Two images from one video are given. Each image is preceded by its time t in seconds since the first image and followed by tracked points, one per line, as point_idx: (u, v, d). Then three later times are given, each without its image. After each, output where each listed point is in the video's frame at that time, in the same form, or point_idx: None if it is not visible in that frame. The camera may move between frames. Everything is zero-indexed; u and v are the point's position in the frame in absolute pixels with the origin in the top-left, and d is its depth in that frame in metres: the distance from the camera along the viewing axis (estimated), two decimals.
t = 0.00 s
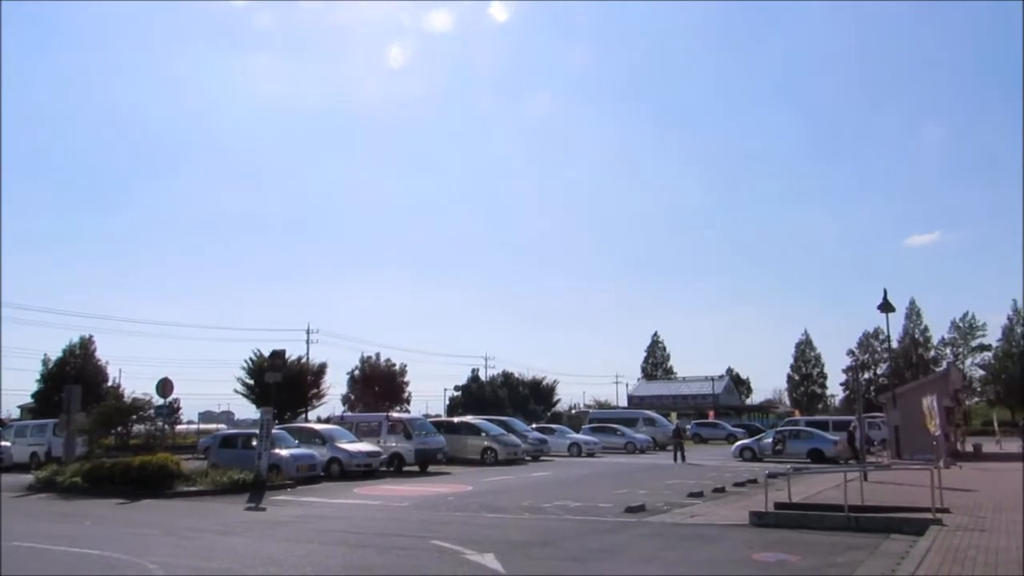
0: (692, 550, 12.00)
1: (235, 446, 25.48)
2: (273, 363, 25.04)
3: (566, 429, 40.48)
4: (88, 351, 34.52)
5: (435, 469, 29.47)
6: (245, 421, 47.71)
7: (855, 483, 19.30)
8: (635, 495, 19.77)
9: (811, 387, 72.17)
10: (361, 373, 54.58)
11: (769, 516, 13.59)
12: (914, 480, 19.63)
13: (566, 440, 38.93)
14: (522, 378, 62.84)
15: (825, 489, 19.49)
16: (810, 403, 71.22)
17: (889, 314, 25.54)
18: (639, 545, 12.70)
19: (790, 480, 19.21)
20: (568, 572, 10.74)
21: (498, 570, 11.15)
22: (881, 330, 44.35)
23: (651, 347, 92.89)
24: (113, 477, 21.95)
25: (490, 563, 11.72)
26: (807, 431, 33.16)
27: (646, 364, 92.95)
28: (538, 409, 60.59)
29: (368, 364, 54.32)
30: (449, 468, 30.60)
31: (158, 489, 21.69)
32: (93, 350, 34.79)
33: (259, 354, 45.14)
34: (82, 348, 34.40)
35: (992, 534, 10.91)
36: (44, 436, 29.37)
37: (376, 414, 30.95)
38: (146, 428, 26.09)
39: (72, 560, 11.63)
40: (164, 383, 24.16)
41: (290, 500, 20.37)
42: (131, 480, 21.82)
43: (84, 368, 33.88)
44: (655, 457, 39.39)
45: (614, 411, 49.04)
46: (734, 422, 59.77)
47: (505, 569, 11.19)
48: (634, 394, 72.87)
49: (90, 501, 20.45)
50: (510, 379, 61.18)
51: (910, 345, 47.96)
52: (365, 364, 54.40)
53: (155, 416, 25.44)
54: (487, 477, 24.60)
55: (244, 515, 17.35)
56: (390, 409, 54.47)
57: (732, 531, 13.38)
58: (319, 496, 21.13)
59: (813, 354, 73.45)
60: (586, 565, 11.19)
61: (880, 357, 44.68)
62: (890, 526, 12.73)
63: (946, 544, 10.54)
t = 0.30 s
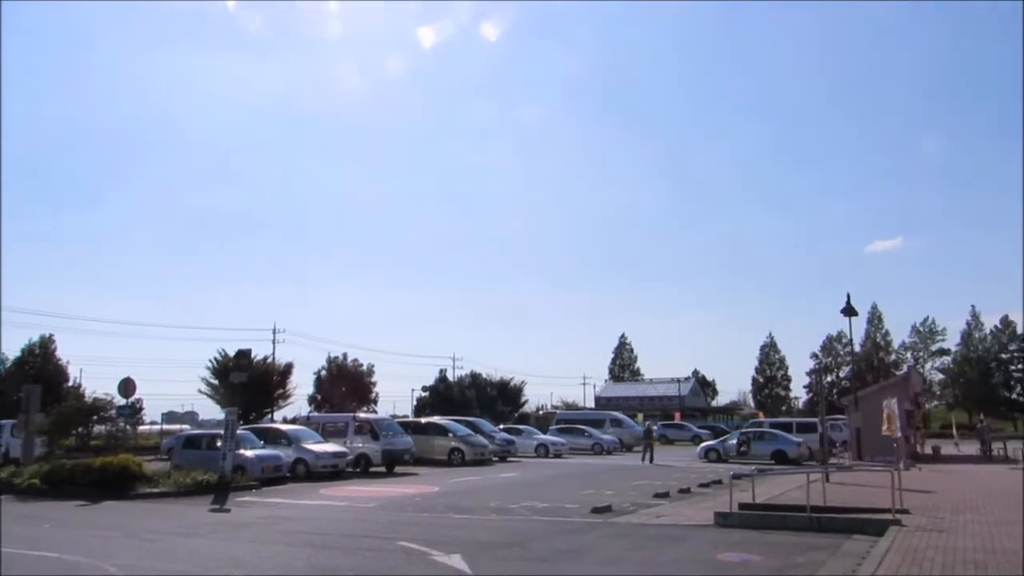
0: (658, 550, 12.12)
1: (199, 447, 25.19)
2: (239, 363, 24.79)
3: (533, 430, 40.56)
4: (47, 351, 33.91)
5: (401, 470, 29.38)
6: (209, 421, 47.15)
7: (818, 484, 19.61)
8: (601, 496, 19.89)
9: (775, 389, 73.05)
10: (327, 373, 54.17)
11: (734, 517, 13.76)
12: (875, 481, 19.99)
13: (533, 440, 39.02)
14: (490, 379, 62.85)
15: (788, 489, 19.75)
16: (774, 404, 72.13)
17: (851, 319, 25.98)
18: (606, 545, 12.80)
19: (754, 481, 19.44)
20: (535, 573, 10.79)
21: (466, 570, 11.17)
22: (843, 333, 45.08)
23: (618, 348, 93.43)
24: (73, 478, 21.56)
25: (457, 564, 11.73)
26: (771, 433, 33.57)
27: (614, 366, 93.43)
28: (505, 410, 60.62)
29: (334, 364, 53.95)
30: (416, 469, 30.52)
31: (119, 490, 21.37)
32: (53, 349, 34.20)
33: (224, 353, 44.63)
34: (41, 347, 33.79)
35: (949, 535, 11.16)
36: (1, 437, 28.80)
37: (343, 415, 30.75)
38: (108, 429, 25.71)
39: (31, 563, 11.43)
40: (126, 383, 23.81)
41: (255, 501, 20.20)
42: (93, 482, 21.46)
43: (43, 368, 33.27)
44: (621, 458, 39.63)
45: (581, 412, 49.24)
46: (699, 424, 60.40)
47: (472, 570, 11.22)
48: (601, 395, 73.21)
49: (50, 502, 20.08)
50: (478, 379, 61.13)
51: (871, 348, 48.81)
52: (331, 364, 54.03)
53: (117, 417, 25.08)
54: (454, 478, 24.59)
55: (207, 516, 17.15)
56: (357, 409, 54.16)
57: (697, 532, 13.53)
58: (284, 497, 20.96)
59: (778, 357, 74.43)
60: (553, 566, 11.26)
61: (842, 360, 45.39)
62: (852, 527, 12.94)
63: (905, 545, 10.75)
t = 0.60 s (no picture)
0: (623, 545, 12.20)
1: (161, 444, 24.85)
2: (202, 359, 24.51)
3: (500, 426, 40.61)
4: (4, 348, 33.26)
5: (367, 467, 29.26)
6: (171, 417, 46.49)
7: (780, 479, 19.90)
8: (567, 491, 20.00)
9: (739, 386, 73.89)
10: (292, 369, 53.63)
11: (698, 512, 13.92)
12: (835, 477, 20.36)
13: (499, 437, 39.08)
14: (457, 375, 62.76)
15: (751, 485, 20.03)
16: (738, 401, 73.06)
17: (814, 317, 26.37)
18: (572, 541, 12.87)
19: (718, 477, 19.67)
20: (501, 569, 10.79)
21: (432, 566, 11.16)
22: (805, 331, 45.79)
23: (585, 345, 93.84)
24: (31, 477, 21.10)
25: (423, 560, 11.71)
26: (735, 429, 33.97)
27: (580, 362, 93.84)
28: (472, 407, 60.60)
29: (300, 360, 53.50)
30: (382, 466, 30.40)
31: (78, 489, 20.96)
32: (10, 346, 33.52)
33: (187, 349, 44.01)
34: None
35: (906, 529, 11.39)
36: None
37: (308, 411, 30.52)
38: (66, 426, 25.28)
39: None
40: (85, 379, 23.42)
41: (218, 498, 19.97)
42: (51, 480, 21.00)
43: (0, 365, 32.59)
44: (587, 454, 39.84)
45: (548, 409, 49.42)
46: (664, 420, 60.94)
47: (438, 566, 11.22)
48: (567, 391, 73.47)
49: (7, 501, 19.68)
50: (445, 376, 61.00)
51: (833, 346, 49.61)
52: (297, 360, 53.57)
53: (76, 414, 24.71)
54: (419, 475, 24.55)
55: (169, 514, 16.93)
56: (322, 406, 53.76)
57: (662, 527, 13.66)
58: (248, 494, 20.77)
59: (742, 354, 75.31)
60: (519, 561, 11.30)
61: (805, 358, 46.05)
62: (812, 521, 13.16)
63: (864, 539, 10.95)
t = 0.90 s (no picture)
0: (587, 538, 12.27)
1: (120, 438, 24.42)
2: (162, 352, 24.13)
3: (465, 420, 40.57)
4: None
5: (331, 461, 29.05)
6: (130, 412, 45.74)
7: (741, 472, 20.12)
8: (531, 485, 20.05)
9: (703, 380, 74.66)
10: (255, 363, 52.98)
11: (661, 505, 14.03)
12: (796, 470, 20.61)
13: (464, 431, 39.03)
14: (422, 370, 62.54)
15: (713, 478, 20.24)
16: (700, 395, 73.84)
17: (777, 312, 26.69)
18: (536, 534, 12.90)
19: (681, 471, 19.86)
20: (465, 563, 10.79)
21: (396, 561, 11.13)
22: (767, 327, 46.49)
23: (550, 339, 94.08)
24: None
25: (386, 554, 11.67)
26: (698, 423, 34.29)
27: (545, 356, 94.03)
28: (437, 401, 60.45)
29: (263, 353, 52.93)
30: (346, 460, 30.20)
31: (34, 484, 20.49)
32: None
33: (147, 342, 43.30)
34: None
35: (865, 520, 11.57)
36: None
37: (270, 405, 30.19)
38: (22, 420, 24.75)
39: None
40: (41, 372, 22.95)
41: (179, 493, 19.69)
42: (5, 475, 20.48)
43: None
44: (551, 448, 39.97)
45: (513, 403, 49.46)
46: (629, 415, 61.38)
47: (402, 560, 11.19)
48: (532, 385, 73.61)
49: None
50: (410, 369, 60.73)
51: (794, 341, 50.41)
52: (260, 353, 52.99)
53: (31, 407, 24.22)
54: (384, 469, 24.43)
55: (128, 510, 16.65)
56: (285, 400, 53.24)
57: (626, 520, 13.75)
58: (209, 489, 20.50)
59: (705, 349, 76.08)
60: (484, 555, 11.30)
61: (767, 353, 46.66)
62: (772, 514, 13.32)
63: (824, 531, 11.10)
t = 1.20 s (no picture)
0: (540, 533, 12.30)
1: (65, 433, 23.84)
2: (110, 344, 23.60)
3: (421, 415, 40.38)
4: None
5: (284, 457, 28.69)
6: (76, 406, 44.67)
7: (694, 467, 20.36)
8: (486, 480, 20.04)
9: (657, 376, 75.39)
10: (207, 356, 52.11)
11: (614, 499, 14.12)
12: (747, 464, 20.92)
13: (419, 426, 38.86)
14: (378, 364, 62.12)
15: (666, 473, 20.45)
16: (655, 391, 74.60)
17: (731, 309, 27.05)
18: (490, 529, 12.89)
19: (634, 466, 20.02)
20: (418, 559, 10.74)
21: (348, 557, 11.03)
22: (720, 324, 47.17)
23: (506, 334, 94.20)
24: None
25: (338, 551, 11.55)
26: (652, 418, 34.59)
27: (501, 351, 94.12)
28: (392, 395, 60.11)
29: (215, 347, 52.07)
30: (299, 455, 29.86)
31: None
32: None
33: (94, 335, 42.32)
34: None
35: (812, 514, 11.77)
36: None
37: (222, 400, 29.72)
38: None
39: None
40: None
41: (126, 489, 19.28)
42: None
43: None
44: (507, 443, 40.01)
45: (469, 398, 49.41)
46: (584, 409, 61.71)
47: (354, 556, 11.09)
48: (488, 380, 73.62)
49: None
50: (365, 364, 60.29)
51: (747, 338, 51.23)
52: (212, 347, 52.11)
53: None
54: (338, 464, 24.18)
55: (72, 506, 16.24)
56: (238, 394, 52.46)
57: (579, 515, 13.82)
58: (158, 485, 20.11)
59: (660, 345, 76.88)
60: (437, 551, 11.25)
61: (720, 349, 47.32)
62: (723, 508, 13.49)
63: (771, 524, 11.28)
